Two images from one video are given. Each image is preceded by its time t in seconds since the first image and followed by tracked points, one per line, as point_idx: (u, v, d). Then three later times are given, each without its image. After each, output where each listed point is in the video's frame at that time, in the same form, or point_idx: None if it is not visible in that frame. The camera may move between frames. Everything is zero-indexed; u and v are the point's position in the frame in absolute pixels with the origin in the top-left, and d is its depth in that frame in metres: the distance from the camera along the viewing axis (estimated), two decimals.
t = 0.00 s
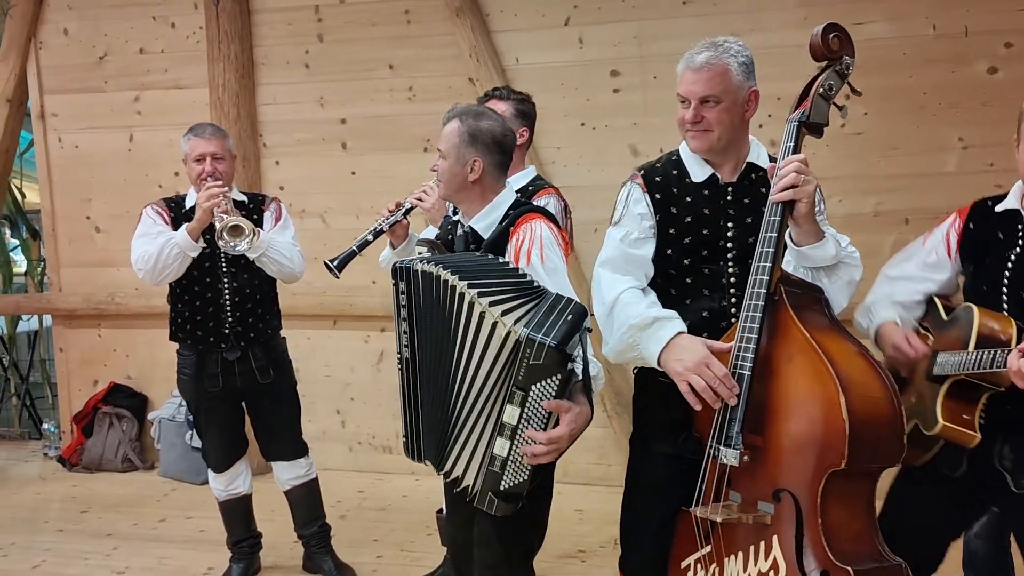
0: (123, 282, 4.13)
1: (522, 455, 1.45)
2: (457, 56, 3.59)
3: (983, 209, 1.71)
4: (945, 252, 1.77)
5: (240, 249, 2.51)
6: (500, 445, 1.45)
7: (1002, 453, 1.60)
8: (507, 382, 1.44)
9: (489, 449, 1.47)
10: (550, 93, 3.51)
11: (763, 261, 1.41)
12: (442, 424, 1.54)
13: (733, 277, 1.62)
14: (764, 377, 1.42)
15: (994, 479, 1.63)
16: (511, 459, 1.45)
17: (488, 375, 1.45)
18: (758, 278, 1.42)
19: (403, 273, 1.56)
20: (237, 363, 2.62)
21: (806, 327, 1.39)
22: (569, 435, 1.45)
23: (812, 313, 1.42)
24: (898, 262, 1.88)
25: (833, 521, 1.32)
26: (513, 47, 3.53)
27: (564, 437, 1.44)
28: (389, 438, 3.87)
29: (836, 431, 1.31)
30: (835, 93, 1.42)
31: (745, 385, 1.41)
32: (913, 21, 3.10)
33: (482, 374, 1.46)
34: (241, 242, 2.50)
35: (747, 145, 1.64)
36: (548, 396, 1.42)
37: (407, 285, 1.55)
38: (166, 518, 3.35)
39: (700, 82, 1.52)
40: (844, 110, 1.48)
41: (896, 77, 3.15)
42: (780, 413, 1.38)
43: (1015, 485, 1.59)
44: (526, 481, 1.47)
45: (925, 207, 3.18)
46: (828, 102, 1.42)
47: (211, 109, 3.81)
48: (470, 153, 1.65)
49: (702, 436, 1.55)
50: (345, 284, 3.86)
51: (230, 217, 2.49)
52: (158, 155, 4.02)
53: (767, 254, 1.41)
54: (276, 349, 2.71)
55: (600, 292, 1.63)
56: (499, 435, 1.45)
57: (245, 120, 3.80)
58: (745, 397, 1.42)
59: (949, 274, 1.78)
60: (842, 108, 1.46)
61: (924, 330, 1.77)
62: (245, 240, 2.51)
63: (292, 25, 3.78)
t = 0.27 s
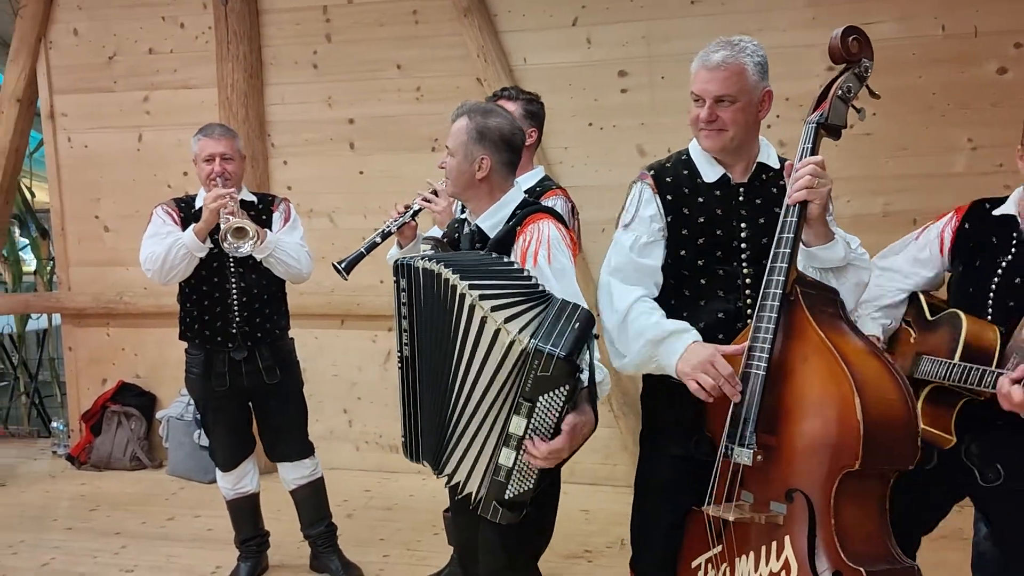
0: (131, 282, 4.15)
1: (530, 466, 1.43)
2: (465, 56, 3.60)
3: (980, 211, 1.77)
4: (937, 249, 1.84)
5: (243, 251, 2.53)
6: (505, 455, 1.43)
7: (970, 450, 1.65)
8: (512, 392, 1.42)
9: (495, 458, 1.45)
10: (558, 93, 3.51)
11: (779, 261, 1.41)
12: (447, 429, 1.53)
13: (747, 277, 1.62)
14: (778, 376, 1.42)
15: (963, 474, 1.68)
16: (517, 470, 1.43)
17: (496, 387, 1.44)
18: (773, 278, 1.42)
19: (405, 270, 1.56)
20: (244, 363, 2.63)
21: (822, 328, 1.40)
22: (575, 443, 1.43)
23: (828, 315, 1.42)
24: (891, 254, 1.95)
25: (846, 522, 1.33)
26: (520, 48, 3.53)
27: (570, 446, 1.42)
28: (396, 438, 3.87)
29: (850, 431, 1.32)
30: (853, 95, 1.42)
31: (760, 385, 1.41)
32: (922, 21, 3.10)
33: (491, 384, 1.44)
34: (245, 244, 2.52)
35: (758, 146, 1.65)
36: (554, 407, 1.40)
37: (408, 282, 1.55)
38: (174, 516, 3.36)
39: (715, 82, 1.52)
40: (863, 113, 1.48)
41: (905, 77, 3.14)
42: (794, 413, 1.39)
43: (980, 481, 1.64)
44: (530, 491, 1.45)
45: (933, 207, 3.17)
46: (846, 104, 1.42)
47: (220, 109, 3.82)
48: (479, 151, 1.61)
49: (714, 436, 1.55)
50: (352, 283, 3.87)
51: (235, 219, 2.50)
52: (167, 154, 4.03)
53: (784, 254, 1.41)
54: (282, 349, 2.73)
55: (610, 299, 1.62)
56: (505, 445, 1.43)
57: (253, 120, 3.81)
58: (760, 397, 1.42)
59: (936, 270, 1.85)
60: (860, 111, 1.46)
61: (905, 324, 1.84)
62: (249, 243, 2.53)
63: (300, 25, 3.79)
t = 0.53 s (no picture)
0: (140, 281, 4.16)
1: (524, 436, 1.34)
2: (472, 56, 3.60)
3: (977, 202, 1.67)
4: (945, 250, 1.73)
5: (246, 252, 2.55)
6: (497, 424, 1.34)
7: None
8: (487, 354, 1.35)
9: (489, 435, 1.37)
10: (565, 93, 3.51)
11: (785, 263, 1.42)
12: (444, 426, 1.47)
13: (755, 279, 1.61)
14: (785, 378, 1.43)
15: None
16: (514, 442, 1.34)
17: (474, 354, 1.38)
18: (780, 281, 1.43)
19: (401, 264, 1.58)
20: (252, 363, 2.64)
21: (828, 329, 1.40)
22: (558, 395, 1.32)
23: (835, 315, 1.42)
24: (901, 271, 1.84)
25: (851, 523, 1.33)
26: (528, 48, 3.54)
27: (551, 398, 1.31)
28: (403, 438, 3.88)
29: (856, 432, 1.32)
30: (860, 96, 1.41)
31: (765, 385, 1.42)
32: (930, 21, 3.09)
33: (470, 355, 1.39)
34: (248, 245, 2.54)
35: (763, 145, 1.65)
36: (527, 356, 1.32)
37: (405, 276, 1.56)
38: (182, 515, 3.37)
39: (718, 81, 1.52)
40: (871, 114, 1.48)
41: (913, 77, 3.13)
42: (801, 414, 1.39)
43: None
44: (538, 467, 1.35)
45: (941, 208, 3.16)
46: (853, 105, 1.42)
47: (228, 109, 3.83)
48: (486, 148, 1.59)
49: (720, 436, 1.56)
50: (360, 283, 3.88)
51: (239, 219, 2.51)
52: (176, 155, 4.05)
53: (790, 256, 1.41)
54: (290, 349, 2.73)
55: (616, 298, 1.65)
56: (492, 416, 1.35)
57: (261, 120, 3.82)
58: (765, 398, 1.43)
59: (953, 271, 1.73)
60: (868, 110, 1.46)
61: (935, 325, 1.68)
62: (253, 244, 2.55)
63: (308, 26, 3.80)
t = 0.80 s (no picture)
0: (148, 281, 4.17)
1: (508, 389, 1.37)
2: (479, 55, 3.60)
3: None
4: (992, 258, 1.67)
5: (248, 250, 2.54)
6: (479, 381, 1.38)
7: None
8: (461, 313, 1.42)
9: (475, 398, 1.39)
10: (572, 93, 3.51)
11: (783, 266, 1.41)
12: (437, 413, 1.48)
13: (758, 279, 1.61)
14: (782, 377, 1.42)
15: None
16: (499, 399, 1.37)
17: (455, 320, 1.44)
18: (778, 281, 1.43)
19: (404, 262, 1.54)
20: (258, 362, 2.65)
21: (826, 328, 1.38)
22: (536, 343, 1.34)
23: (834, 314, 1.41)
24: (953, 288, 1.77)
25: (850, 523, 1.32)
26: (534, 47, 3.53)
27: (535, 343, 1.34)
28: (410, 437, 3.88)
29: (852, 432, 1.31)
30: (859, 94, 1.41)
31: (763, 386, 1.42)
32: (939, 20, 3.08)
33: (452, 323, 1.44)
34: (251, 244, 2.53)
35: (765, 141, 1.64)
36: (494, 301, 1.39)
37: (407, 272, 1.53)
38: (189, 514, 3.38)
39: (715, 82, 1.52)
40: (871, 113, 1.47)
41: (921, 76, 3.12)
42: (798, 413, 1.38)
43: None
44: (526, 423, 1.37)
45: (950, 207, 3.14)
46: (852, 103, 1.42)
47: (236, 109, 3.84)
48: (498, 148, 1.57)
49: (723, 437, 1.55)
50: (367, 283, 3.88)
51: (242, 217, 2.50)
52: (184, 155, 4.06)
53: (788, 256, 1.41)
54: (297, 347, 2.73)
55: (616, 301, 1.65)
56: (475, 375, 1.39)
57: (269, 120, 3.83)
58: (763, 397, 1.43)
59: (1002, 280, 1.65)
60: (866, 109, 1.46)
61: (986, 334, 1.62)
62: (257, 241, 2.54)
63: (316, 26, 3.81)
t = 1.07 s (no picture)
0: (156, 282, 4.19)
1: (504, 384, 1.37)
2: (486, 56, 3.60)
3: None
4: None
5: (254, 248, 2.52)
6: (477, 377, 1.39)
7: None
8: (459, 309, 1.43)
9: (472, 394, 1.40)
10: (580, 94, 3.51)
11: (770, 264, 1.41)
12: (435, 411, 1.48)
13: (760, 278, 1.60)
14: (774, 379, 1.41)
15: None
16: (494, 394, 1.37)
17: (455, 317, 1.45)
18: (766, 281, 1.42)
19: (412, 262, 1.54)
20: (266, 362, 2.65)
21: (810, 328, 1.37)
22: (529, 333, 1.35)
23: (820, 313, 1.39)
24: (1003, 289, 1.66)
25: (837, 523, 1.29)
26: (542, 48, 3.53)
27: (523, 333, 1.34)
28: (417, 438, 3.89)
29: (834, 431, 1.28)
30: (846, 92, 1.39)
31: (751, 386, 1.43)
32: (948, 19, 3.07)
33: (451, 319, 1.45)
34: (257, 243, 2.51)
35: (769, 140, 1.63)
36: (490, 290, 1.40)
37: (415, 274, 1.53)
38: (198, 514, 3.39)
39: (704, 87, 1.52)
40: (862, 107, 1.44)
41: (930, 76, 3.11)
42: (785, 413, 1.37)
43: None
44: (522, 418, 1.37)
45: (959, 208, 3.13)
46: (839, 102, 1.40)
47: (244, 110, 3.85)
48: (510, 149, 1.56)
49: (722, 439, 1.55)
50: (374, 284, 3.89)
51: (250, 217, 2.50)
52: (192, 155, 4.08)
53: (775, 257, 1.41)
54: (304, 348, 2.73)
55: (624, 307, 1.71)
56: (472, 370, 1.39)
57: (277, 120, 3.83)
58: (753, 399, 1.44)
59: None
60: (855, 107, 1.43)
61: None
62: (263, 239, 2.52)
63: (324, 27, 3.82)
